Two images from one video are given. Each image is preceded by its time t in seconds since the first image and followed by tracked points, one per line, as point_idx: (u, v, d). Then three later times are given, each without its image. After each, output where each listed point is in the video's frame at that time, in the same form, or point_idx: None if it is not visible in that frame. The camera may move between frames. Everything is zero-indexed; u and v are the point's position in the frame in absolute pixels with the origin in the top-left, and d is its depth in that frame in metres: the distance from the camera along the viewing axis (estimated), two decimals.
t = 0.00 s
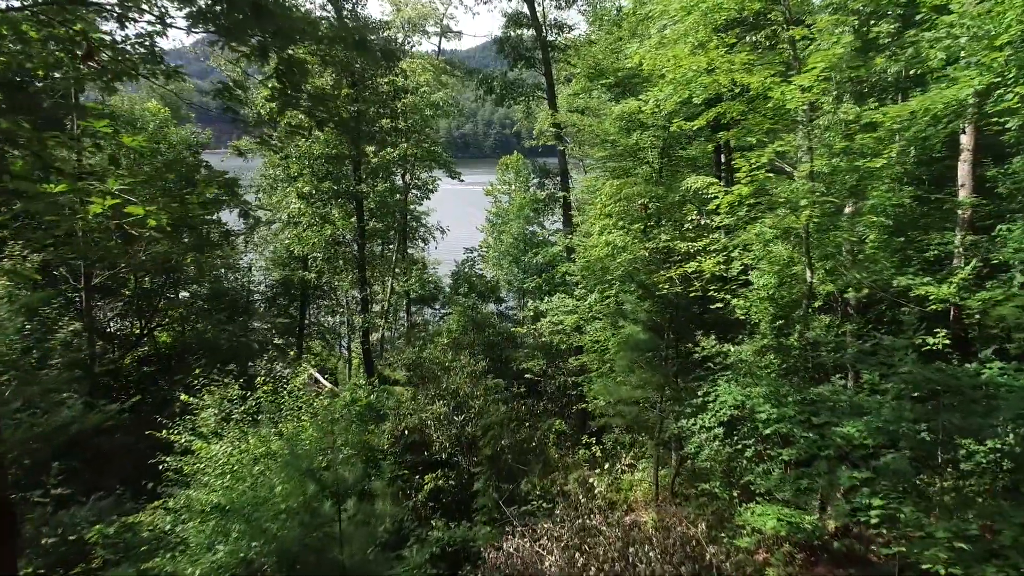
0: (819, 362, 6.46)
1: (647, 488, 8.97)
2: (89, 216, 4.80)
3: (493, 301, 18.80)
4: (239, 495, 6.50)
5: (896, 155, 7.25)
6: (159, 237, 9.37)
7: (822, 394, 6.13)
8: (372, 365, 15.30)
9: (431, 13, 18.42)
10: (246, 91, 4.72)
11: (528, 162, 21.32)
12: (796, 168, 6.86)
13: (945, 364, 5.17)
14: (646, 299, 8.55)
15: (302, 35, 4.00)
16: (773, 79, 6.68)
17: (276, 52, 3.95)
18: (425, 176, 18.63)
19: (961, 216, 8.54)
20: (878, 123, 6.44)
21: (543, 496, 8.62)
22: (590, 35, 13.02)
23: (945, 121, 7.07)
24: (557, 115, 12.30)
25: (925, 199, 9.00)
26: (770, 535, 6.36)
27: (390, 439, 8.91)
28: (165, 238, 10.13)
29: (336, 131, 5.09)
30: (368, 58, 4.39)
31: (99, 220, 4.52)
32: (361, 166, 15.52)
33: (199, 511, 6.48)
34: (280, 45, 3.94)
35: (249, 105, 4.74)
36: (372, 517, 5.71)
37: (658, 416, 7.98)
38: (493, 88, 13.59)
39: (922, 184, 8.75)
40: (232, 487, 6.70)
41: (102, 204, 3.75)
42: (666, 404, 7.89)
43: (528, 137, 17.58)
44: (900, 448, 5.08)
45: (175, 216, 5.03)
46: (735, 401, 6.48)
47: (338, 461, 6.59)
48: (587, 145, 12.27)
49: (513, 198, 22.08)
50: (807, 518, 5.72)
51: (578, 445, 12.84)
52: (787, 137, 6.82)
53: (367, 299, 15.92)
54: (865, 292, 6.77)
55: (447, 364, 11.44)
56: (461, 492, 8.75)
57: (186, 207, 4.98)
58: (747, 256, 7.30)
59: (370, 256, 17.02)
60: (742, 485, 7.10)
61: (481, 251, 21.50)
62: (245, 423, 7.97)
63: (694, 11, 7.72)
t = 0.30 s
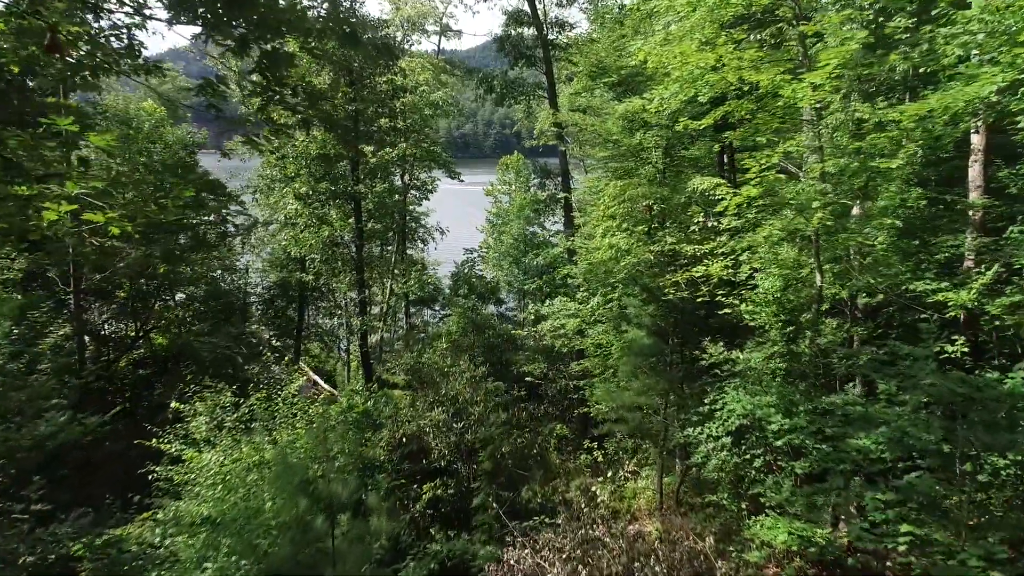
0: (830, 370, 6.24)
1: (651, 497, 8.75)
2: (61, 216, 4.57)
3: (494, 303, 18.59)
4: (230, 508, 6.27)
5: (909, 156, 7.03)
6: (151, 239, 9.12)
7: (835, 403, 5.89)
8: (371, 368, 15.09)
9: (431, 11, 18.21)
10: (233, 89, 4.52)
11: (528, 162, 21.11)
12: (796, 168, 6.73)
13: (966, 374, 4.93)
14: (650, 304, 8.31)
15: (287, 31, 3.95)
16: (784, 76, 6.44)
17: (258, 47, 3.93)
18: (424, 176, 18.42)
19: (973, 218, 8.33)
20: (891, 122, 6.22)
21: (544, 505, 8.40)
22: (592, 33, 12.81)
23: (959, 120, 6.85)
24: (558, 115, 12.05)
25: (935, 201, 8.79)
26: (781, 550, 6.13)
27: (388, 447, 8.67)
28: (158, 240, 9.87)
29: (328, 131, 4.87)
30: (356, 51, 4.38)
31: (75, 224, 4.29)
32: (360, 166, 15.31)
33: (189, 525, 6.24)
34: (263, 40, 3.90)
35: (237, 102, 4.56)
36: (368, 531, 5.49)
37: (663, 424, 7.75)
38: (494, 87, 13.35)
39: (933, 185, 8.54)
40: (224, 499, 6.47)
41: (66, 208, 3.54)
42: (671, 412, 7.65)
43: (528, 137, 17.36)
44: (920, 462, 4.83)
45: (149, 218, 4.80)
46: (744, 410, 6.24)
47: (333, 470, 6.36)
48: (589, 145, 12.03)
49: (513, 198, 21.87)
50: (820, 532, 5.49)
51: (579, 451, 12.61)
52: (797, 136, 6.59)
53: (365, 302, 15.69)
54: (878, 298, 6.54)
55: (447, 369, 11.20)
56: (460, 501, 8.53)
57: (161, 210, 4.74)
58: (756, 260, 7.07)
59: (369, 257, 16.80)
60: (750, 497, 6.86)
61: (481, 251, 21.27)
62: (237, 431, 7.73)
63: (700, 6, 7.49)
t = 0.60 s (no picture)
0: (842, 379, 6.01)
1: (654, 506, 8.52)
2: (17, 224, 3.95)
3: (494, 304, 18.36)
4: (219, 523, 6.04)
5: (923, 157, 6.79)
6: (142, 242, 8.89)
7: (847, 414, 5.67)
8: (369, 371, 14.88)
9: (430, 10, 17.97)
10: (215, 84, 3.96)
11: (528, 162, 20.89)
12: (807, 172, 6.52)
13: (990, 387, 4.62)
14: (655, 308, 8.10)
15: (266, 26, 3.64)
16: (794, 76, 6.22)
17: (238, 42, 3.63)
18: (423, 177, 18.18)
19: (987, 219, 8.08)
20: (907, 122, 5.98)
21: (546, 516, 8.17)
22: (594, 31, 12.58)
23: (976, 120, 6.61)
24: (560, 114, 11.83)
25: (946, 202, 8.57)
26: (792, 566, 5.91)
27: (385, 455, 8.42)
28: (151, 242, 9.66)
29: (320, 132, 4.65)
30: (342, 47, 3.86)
31: (34, 232, 3.69)
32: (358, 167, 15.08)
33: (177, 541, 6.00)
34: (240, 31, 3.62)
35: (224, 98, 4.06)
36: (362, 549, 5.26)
37: (667, 433, 7.50)
38: (493, 86, 13.04)
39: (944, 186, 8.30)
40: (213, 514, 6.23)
41: (11, 217, 2.86)
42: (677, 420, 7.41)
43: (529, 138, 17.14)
44: (942, 481, 4.53)
45: (128, 226, 4.25)
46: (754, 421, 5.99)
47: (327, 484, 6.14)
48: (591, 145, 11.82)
49: (513, 199, 21.66)
50: (833, 549, 5.18)
51: (580, 457, 12.36)
52: (809, 138, 6.35)
53: (362, 304, 15.42)
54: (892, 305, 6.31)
55: (446, 374, 10.98)
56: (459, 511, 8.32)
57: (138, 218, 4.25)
58: (764, 265, 6.86)
59: (367, 259, 16.58)
60: (758, 509, 6.63)
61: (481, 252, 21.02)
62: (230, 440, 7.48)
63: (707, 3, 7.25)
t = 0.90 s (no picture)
0: (854, 389, 5.85)
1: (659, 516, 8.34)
2: None
3: (494, 307, 18.18)
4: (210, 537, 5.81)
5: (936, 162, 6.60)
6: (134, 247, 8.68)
7: (862, 427, 5.46)
8: (368, 376, 14.68)
9: (430, 10, 17.78)
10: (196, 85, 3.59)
11: (529, 163, 20.71)
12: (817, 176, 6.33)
13: (1016, 401, 4.40)
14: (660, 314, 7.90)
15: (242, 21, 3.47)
16: (806, 76, 6.02)
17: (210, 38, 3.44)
18: (423, 178, 17.98)
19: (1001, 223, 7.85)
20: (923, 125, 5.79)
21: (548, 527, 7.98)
22: (596, 31, 12.38)
23: (992, 122, 6.41)
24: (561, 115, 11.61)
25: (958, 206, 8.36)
26: None
27: (383, 465, 8.20)
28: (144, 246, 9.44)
29: (314, 135, 4.47)
30: (336, 46, 3.66)
31: None
32: (357, 168, 14.88)
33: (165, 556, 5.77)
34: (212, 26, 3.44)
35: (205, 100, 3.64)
36: (357, 567, 5.06)
37: (672, 443, 7.27)
38: (494, 87, 12.79)
39: (956, 190, 8.10)
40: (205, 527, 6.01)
41: None
42: (684, 430, 7.20)
43: (529, 138, 16.94)
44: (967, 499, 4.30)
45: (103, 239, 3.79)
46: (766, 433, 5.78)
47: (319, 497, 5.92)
48: (593, 147, 11.60)
49: (514, 200, 21.47)
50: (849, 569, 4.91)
51: (582, 463, 12.15)
52: (820, 140, 6.15)
53: (361, 308, 15.22)
54: (907, 313, 6.11)
55: (446, 380, 10.72)
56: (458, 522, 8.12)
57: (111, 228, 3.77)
58: (774, 272, 6.67)
59: (366, 261, 16.40)
60: (768, 522, 6.42)
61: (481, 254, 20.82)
62: (223, 450, 7.27)
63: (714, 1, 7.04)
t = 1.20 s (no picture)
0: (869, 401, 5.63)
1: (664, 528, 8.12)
2: None
3: (495, 310, 17.95)
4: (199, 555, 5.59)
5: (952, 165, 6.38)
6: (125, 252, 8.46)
7: (878, 441, 5.25)
8: (367, 380, 14.47)
9: (430, 10, 17.56)
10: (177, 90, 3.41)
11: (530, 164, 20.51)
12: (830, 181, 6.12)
13: None
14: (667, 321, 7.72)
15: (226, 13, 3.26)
16: (819, 76, 5.81)
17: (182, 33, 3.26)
18: (423, 180, 17.78)
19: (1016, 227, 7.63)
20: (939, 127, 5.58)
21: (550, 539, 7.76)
22: (599, 30, 12.18)
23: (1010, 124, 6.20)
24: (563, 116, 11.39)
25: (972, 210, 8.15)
26: None
27: (382, 475, 7.99)
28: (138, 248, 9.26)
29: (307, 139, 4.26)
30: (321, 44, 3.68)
31: None
32: (355, 170, 14.67)
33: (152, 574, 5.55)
34: (183, 22, 3.27)
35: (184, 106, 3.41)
36: None
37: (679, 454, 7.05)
38: (494, 87, 12.56)
39: (970, 193, 7.89)
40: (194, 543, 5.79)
41: None
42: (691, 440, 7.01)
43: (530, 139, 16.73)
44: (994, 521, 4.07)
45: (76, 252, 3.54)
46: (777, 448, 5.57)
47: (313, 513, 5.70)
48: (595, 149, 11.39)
49: (514, 201, 21.26)
50: None
51: (583, 470, 11.95)
52: (833, 142, 5.95)
53: (360, 311, 15.02)
54: (923, 322, 5.92)
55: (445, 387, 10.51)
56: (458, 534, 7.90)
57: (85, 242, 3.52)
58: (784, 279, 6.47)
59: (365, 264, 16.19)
60: (779, 538, 6.19)
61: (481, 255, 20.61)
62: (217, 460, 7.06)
63: None
